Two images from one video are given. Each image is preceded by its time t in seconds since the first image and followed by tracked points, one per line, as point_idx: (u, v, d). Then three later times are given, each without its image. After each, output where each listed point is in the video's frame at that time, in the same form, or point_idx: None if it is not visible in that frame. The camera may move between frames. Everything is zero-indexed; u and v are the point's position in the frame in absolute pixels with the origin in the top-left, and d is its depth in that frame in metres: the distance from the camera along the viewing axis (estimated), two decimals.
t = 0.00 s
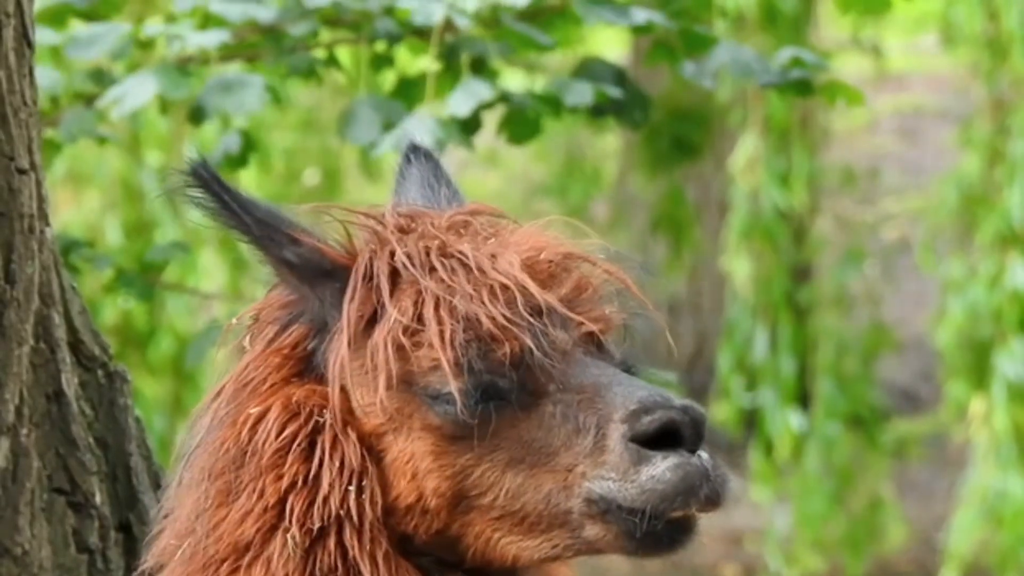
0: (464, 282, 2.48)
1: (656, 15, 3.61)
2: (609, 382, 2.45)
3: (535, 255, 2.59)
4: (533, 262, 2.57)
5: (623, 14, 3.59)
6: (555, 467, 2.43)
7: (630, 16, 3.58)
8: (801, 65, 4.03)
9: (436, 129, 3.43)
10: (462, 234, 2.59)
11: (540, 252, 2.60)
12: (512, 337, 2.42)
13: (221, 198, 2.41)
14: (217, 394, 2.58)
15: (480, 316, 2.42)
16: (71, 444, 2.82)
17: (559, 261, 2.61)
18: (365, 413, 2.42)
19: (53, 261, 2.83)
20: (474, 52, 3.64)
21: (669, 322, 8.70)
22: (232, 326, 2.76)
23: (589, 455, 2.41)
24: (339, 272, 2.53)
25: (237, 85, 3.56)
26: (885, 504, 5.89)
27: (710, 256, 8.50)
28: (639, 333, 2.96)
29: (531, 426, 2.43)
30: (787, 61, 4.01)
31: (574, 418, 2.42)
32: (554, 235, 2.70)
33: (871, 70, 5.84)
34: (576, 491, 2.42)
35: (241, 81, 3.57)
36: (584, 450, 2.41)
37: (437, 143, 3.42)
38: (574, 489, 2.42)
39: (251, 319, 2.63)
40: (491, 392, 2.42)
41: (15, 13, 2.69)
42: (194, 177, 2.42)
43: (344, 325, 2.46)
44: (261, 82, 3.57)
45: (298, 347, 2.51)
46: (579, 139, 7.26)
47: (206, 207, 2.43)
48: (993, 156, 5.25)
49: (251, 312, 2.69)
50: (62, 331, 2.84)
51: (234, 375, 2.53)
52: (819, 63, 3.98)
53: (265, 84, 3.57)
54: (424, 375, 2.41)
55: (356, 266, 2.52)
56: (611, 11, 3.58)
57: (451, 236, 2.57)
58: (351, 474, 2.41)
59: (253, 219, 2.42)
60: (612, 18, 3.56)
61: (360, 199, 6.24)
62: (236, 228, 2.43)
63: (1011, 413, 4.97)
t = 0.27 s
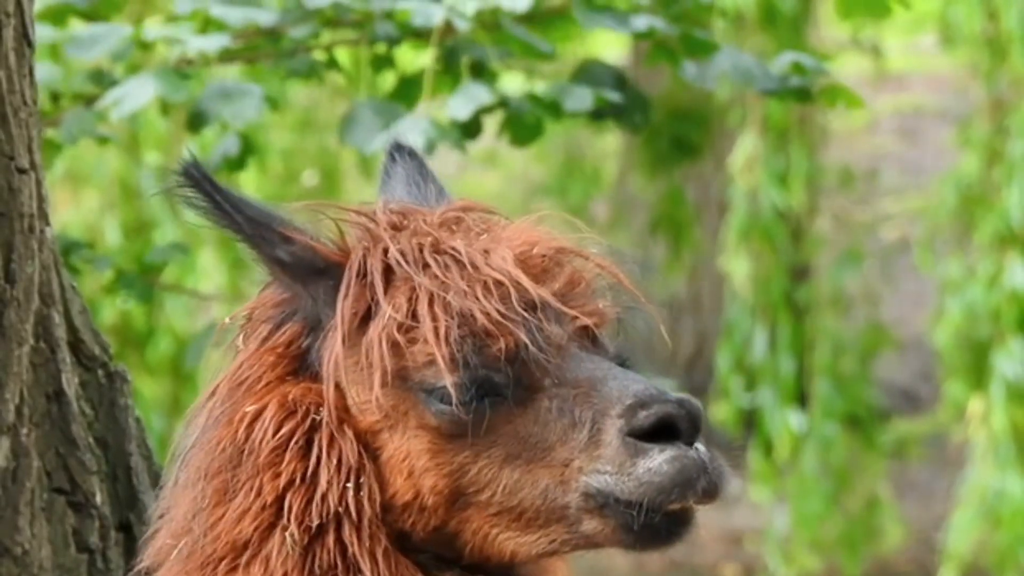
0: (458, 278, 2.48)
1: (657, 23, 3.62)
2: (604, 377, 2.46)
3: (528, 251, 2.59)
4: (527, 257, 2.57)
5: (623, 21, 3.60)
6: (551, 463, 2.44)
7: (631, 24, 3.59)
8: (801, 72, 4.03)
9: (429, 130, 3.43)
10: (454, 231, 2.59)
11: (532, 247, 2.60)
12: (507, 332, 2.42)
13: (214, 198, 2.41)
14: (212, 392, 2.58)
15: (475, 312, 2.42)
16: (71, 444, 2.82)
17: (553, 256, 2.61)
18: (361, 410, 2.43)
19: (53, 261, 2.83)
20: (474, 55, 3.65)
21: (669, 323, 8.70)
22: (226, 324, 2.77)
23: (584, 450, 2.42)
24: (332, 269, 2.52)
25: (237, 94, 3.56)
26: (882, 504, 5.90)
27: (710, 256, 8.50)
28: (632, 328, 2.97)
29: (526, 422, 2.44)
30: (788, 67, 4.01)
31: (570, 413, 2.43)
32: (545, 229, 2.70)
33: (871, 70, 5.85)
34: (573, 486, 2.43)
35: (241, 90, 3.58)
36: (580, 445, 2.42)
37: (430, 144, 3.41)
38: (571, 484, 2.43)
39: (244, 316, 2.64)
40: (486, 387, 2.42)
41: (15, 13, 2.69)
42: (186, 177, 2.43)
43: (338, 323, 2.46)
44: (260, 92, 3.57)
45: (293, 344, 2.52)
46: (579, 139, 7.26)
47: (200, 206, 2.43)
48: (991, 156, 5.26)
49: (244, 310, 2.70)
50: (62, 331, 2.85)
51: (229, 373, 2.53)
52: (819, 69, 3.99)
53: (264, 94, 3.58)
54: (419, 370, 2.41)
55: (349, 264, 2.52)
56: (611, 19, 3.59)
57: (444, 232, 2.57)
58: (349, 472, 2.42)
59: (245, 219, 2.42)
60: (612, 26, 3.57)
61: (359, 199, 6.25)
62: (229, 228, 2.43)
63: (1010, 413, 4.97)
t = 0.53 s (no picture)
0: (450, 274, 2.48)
1: (658, 27, 3.62)
2: (596, 372, 2.47)
3: (520, 247, 2.60)
4: (519, 253, 2.58)
5: (622, 23, 3.60)
6: (544, 458, 2.45)
7: (630, 27, 3.60)
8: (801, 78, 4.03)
9: (433, 130, 3.44)
10: (445, 228, 2.60)
11: (524, 243, 2.60)
12: (501, 327, 2.43)
13: (206, 197, 2.42)
14: (204, 392, 2.58)
15: (468, 307, 2.43)
16: (71, 444, 2.82)
17: (545, 251, 2.62)
18: (354, 406, 2.43)
19: (54, 261, 2.83)
20: (473, 56, 3.66)
21: (669, 323, 8.71)
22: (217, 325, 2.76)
23: (577, 445, 2.43)
24: (325, 266, 2.53)
25: (236, 85, 3.56)
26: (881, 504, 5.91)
27: (709, 256, 8.51)
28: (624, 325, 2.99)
29: (519, 418, 2.44)
30: (788, 74, 4.02)
31: (563, 409, 2.44)
32: (536, 225, 2.71)
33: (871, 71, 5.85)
34: (566, 481, 2.45)
35: (241, 82, 3.57)
36: (572, 440, 2.43)
37: (433, 145, 3.42)
38: (564, 480, 2.45)
39: (235, 316, 2.64)
40: (479, 383, 2.43)
41: (15, 13, 2.70)
42: (177, 177, 2.43)
43: (331, 320, 2.46)
44: (259, 82, 3.58)
45: (285, 342, 2.52)
46: (579, 139, 7.26)
47: (192, 206, 2.44)
48: (991, 157, 5.26)
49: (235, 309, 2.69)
50: (63, 331, 2.85)
51: (221, 371, 2.53)
52: (819, 76, 3.98)
53: (264, 85, 3.58)
54: (412, 367, 2.41)
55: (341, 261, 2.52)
56: (611, 21, 3.60)
57: (436, 229, 2.58)
58: (343, 468, 2.42)
59: (238, 217, 2.43)
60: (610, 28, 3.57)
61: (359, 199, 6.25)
62: (221, 227, 2.43)
63: (1010, 413, 4.97)
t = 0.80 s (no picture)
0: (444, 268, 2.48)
1: (658, 21, 3.61)
2: (590, 367, 2.47)
3: (513, 242, 2.60)
4: (512, 248, 2.58)
5: (623, 15, 3.59)
6: (538, 453, 2.45)
7: (630, 18, 3.58)
8: (800, 77, 4.03)
9: (437, 131, 3.43)
10: (439, 223, 2.59)
11: (517, 238, 2.61)
12: (494, 322, 2.43)
13: (201, 192, 2.41)
14: (197, 387, 2.58)
15: (462, 302, 2.43)
16: (71, 444, 2.82)
17: (538, 246, 2.62)
18: (348, 401, 2.43)
19: (53, 261, 2.83)
20: (473, 52, 3.68)
21: (669, 323, 8.71)
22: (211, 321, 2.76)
23: (570, 440, 2.43)
24: (318, 262, 2.53)
25: (233, 90, 3.57)
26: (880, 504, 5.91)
27: (709, 256, 8.51)
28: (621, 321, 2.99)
29: (513, 413, 2.45)
30: (787, 73, 4.01)
31: (556, 404, 2.44)
32: (530, 221, 2.71)
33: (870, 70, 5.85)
34: (559, 476, 2.45)
35: (237, 87, 3.58)
36: (566, 435, 2.43)
37: (437, 146, 3.42)
38: (557, 475, 2.45)
39: (229, 311, 2.63)
40: (472, 377, 2.43)
41: (15, 13, 2.69)
42: (171, 173, 2.43)
43: (324, 315, 2.46)
44: (254, 88, 3.58)
45: (279, 338, 2.51)
46: (579, 139, 7.27)
47: (187, 201, 2.44)
48: (991, 157, 5.26)
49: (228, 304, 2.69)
50: (62, 331, 2.85)
51: (214, 367, 2.53)
52: (817, 76, 3.98)
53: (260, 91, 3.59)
54: (405, 361, 2.41)
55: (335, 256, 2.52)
56: (611, 12, 3.60)
57: (429, 224, 2.57)
58: (337, 463, 2.42)
59: (231, 213, 2.42)
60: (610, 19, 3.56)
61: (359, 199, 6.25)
62: (215, 223, 2.43)
63: (1010, 413, 4.97)
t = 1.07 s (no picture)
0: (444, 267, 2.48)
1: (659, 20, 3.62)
2: (589, 367, 2.47)
3: (514, 241, 2.59)
4: (512, 248, 2.58)
5: (623, 23, 3.60)
6: (537, 452, 2.45)
7: (631, 25, 3.62)
8: (801, 69, 4.01)
9: (444, 151, 3.49)
10: (439, 221, 2.59)
11: (518, 238, 2.61)
12: (494, 321, 2.42)
13: (201, 188, 2.41)
14: (196, 383, 2.57)
15: (462, 301, 2.42)
16: (71, 444, 2.82)
17: (538, 246, 2.62)
18: (348, 400, 2.43)
19: (54, 261, 2.83)
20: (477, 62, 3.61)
21: (669, 323, 8.72)
22: (210, 318, 2.76)
23: (570, 440, 2.43)
24: (318, 260, 2.53)
25: (248, 115, 3.50)
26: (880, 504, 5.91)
27: (709, 256, 8.51)
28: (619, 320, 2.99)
29: (512, 412, 2.45)
30: (788, 65, 3.99)
31: (556, 403, 2.44)
32: (530, 220, 2.71)
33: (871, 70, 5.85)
34: (558, 475, 2.45)
35: (252, 111, 3.52)
36: (565, 435, 2.43)
37: (445, 167, 3.48)
38: (556, 474, 2.45)
39: (229, 307, 2.63)
40: (472, 377, 2.43)
41: (15, 13, 2.69)
42: (172, 170, 2.43)
43: (324, 313, 2.46)
44: (271, 110, 3.51)
45: (278, 335, 2.51)
46: (579, 139, 7.27)
47: (188, 198, 2.43)
48: (991, 157, 5.26)
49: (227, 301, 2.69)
50: (62, 331, 2.85)
51: (213, 363, 2.52)
52: (818, 67, 3.97)
53: (275, 111, 3.52)
54: (404, 360, 2.41)
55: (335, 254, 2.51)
56: (612, 20, 3.60)
57: (430, 222, 2.57)
58: (336, 461, 2.42)
59: (231, 210, 2.42)
60: (611, 30, 3.58)
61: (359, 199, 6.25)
62: (215, 219, 2.43)
63: (1010, 412, 4.97)
